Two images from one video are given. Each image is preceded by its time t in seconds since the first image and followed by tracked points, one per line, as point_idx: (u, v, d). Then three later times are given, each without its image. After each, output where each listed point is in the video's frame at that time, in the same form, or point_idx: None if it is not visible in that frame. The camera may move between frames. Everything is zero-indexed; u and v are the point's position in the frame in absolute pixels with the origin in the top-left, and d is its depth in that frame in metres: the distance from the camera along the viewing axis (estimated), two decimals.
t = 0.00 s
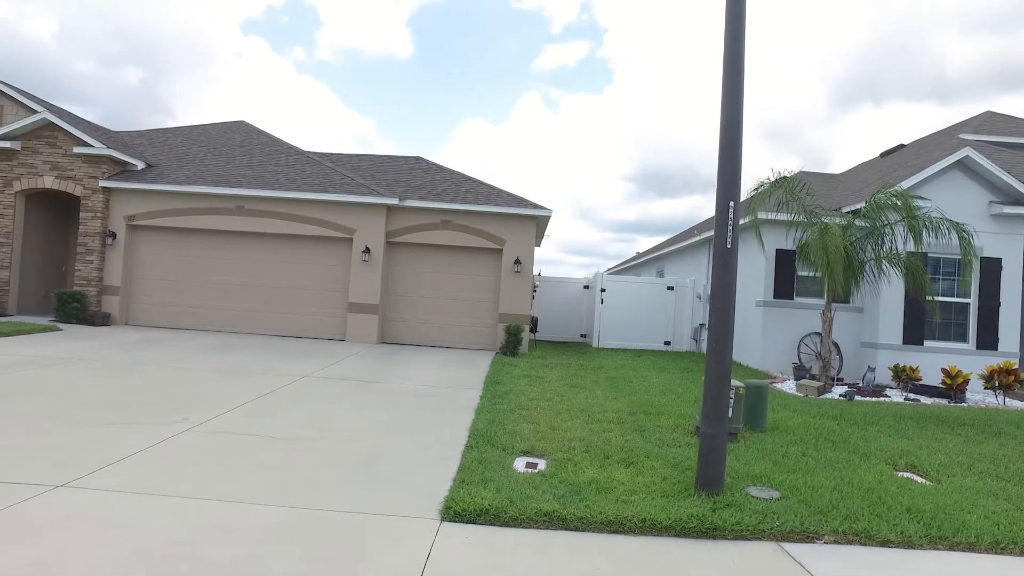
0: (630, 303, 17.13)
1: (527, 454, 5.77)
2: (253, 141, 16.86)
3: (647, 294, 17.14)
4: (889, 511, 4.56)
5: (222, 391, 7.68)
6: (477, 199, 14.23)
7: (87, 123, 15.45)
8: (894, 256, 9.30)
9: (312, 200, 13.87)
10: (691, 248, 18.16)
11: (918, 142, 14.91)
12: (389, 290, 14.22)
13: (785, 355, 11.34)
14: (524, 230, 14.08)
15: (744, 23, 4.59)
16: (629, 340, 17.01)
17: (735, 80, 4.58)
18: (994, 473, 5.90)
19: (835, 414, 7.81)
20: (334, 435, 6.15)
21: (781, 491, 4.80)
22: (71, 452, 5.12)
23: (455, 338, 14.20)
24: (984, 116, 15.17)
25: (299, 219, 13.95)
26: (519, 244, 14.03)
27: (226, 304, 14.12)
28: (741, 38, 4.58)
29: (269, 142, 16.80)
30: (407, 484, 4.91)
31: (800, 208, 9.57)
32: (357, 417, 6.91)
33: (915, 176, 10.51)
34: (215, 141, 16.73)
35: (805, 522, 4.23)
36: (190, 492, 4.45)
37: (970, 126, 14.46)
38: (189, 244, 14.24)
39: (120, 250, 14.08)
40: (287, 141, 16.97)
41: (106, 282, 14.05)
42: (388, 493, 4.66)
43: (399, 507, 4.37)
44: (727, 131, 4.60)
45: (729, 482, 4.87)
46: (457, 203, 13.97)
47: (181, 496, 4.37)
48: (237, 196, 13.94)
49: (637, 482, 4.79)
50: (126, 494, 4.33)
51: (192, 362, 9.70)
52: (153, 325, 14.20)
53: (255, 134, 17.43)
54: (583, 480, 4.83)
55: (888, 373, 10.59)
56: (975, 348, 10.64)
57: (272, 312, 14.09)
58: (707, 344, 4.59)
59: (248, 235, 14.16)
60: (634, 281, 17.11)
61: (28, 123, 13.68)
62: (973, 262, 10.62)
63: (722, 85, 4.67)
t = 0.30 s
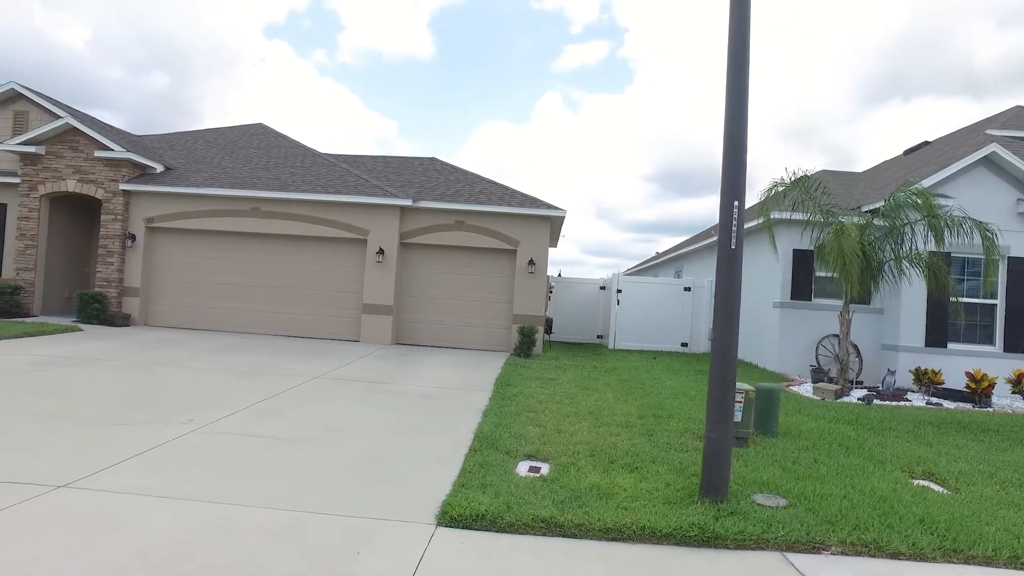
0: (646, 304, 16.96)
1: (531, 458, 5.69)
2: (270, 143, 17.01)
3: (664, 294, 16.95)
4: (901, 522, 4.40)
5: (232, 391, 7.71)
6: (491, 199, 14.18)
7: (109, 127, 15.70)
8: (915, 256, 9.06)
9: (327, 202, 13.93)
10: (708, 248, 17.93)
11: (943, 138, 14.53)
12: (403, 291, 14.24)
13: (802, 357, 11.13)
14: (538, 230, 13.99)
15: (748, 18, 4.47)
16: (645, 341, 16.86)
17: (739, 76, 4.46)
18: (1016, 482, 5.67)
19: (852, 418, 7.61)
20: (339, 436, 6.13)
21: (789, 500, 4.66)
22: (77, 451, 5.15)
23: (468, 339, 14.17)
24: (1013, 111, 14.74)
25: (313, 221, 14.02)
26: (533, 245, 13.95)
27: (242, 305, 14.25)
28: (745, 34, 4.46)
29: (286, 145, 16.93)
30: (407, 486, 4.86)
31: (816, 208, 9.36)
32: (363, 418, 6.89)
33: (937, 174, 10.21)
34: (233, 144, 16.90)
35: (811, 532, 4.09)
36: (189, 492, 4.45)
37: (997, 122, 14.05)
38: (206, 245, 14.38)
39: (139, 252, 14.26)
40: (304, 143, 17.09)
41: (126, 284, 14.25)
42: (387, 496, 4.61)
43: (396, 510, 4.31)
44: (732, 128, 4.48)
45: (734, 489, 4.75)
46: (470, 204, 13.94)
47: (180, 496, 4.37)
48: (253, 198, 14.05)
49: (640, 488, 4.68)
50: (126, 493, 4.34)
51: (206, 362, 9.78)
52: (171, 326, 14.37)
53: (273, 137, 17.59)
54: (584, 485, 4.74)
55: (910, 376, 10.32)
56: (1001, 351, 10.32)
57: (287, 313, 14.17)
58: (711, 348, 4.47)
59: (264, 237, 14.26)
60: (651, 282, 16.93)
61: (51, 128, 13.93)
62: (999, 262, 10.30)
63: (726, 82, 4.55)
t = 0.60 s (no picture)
0: (689, 305, 16.66)
1: (562, 460, 5.65)
2: (315, 148, 17.39)
3: (707, 295, 16.62)
4: (949, 535, 4.17)
5: (274, 390, 7.91)
6: (530, 200, 14.17)
7: (163, 135, 16.33)
8: (970, 255, 8.65)
9: (368, 204, 14.15)
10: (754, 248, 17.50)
11: (1005, 131, 13.83)
12: (443, 292, 14.35)
13: (850, 360, 10.77)
14: (578, 231, 13.90)
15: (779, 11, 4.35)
16: (688, 343, 16.60)
17: (770, 71, 4.35)
18: None
19: (902, 425, 7.29)
20: (373, 435, 6.21)
21: (828, 509, 4.48)
22: (123, 445, 5.36)
23: (508, 340, 14.19)
24: None
25: (355, 223, 14.26)
26: (572, 245, 13.87)
27: (287, 306, 14.59)
28: (776, 27, 4.34)
29: (330, 149, 17.29)
30: (435, 486, 4.88)
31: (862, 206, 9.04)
32: (398, 418, 6.97)
33: (996, 169, 9.72)
34: (280, 149, 17.35)
35: (849, 542, 3.93)
36: (225, 486, 4.57)
37: None
38: (253, 247, 14.78)
39: (191, 254, 14.76)
40: (348, 147, 17.43)
41: (179, 285, 14.77)
42: (415, 495, 4.65)
43: (423, 510, 4.34)
44: (763, 123, 4.36)
45: (769, 495, 4.61)
46: (509, 204, 13.96)
47: (216, 490, 4.49)
48: (298, 201, 14.39)
49: (670, 492, 4.59)
50: (165, 486, 4.49)
51: (251, 362, 10.05)
52: (221, 326, 14.83)
53: (318, 141, 17.98)
54: (613, 488, 4.67)
55: (967, 381, 9.84)
56: None
57: (331, 314, 14.45)
58: (744, 349, 4.34)
59: (308, 239, 14.57)
60: (693, 282, 16.62)
61: (109, 137, 14.56)
62: None
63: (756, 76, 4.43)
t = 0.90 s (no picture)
0: (756, 307, 16.19)
1: (619, 461, 5.61)
2: (380, 152, 17.85)
3: (775, 296, 16.10)
4: None
5: (339, 387, 8.17)
6: (591, 200, 14.12)
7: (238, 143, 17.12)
8: None
9: (430, 207, 14.42)
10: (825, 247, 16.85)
11: None
12: (504, 292, 14.46)
13: (929, 364, 10.23)
14: (639, 230, 13.74)
15: None
16: (754, 345, 16.14)
17: (834, 62, 4.20)
18: None
19: (986, 433, 6.86)
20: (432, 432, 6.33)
21: (899, 519, 4.27)
22: (198, 436, 5.67)
23: (567, 341, 14.17)
24: None
25: (418, 225, 14.55)
26: (633, 245, 13.73)
27: (353, 306, 15.03)
28: (840, 16, 4.19)
29: (395, 153, 17.71)
30: (488, 484, 4.95)
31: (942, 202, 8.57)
32: (457, 416, 7.08)
33: None
34: (347, 154, 17.90)
35: (920, 553, 3.73)
36: (290, 477, 4.78)
37: None
38: (321, 250, 15.30)
39: (263, 257, 15.42)
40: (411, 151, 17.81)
41: (251, 286, 15.45)
42: (469, 492, 4.72)
43: (477, 507, 4.40)
44: (826, 116, 4.21)
45: (834, 503, 4.44)
46: (569, 205, 13.93)
47: (281, 481, 4.70)
48: (363, 204, 14.80)
49: (728, 497, 4.48)
50: (234, 476, 4.73)
51: (319, 360, 10.42)
52: (291, 325, 15.42)
53: (382, 146, 18.44)
54: (669, 491, 4.60)
55: None
56: None
57: (394, 314, 14.80)
58: (806, 350, 4.20)
59: (373, 241, 14.96)
60: (760, 283, 16.14)
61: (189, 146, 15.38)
62: None
63: (819, 68, 4.29)
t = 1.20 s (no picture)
0: (786, 308, 15.94)
1: (642, 463, 5.57)
2: (408, 154, 18.00)
3: (807, 297, 15.82)
4: None
5: (365, 387, 8.26)
6: (618, 200, 14.04)
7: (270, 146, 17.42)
8: None
9: (457, 208, 14.48)
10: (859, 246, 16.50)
11: None
12: (530, 293, 14.45)
13: (966, 366, 9.96)
14: (667, 231, 13.62)
15: None
16: (783, 346, 15.89)
17: (865, 59, 4.12)
18: None
19: None
20: (456, 433, 6.36)
21: (931, 527, 4.15)
22: (228, 434, 5.79)
23: (594, 342, 14.12)
24: None
25: (445, 226, 14.62)
26: (661, 246, 13.62)
27: (381, 306, 15.19)
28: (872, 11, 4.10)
29: (422, 155, 17.84)
30: (511, 484, 4.96)
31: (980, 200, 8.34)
32: (482, 416, 7.10)
33: None
34: (376, 156, 18.09)
35: (952, 562, 3.63)
36: (314, 476, 4.84)
37: None
38: (350, 251, 15.49)
39: (293, 258, 15.65)
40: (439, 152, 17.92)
41: (282, 287, 15.71)
42: (492, 492, 4.73)
43: (499, 508, 4.41)
44: (855, 114, 4.13)
45: (862, 509, 4.34)
46: (596, 205, 13.88)
47: (305, 480, 4.76)
48: (391, 206, 14.93)
49: (753, 500, 4.42)
50: (260, 474, 4.81)
51: (347, 360, 10.54)
52: (320, 325, 15.62)
53: (410, 148, 18.60)
54: (693, 494, 4.56)
55: None
56: None
57: (421, 314, 14.91)
58: (834, 351, 4.12)
59: (400, 242, 15.09)
60: (791, 283, 15.87)
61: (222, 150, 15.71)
62: None
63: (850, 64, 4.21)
